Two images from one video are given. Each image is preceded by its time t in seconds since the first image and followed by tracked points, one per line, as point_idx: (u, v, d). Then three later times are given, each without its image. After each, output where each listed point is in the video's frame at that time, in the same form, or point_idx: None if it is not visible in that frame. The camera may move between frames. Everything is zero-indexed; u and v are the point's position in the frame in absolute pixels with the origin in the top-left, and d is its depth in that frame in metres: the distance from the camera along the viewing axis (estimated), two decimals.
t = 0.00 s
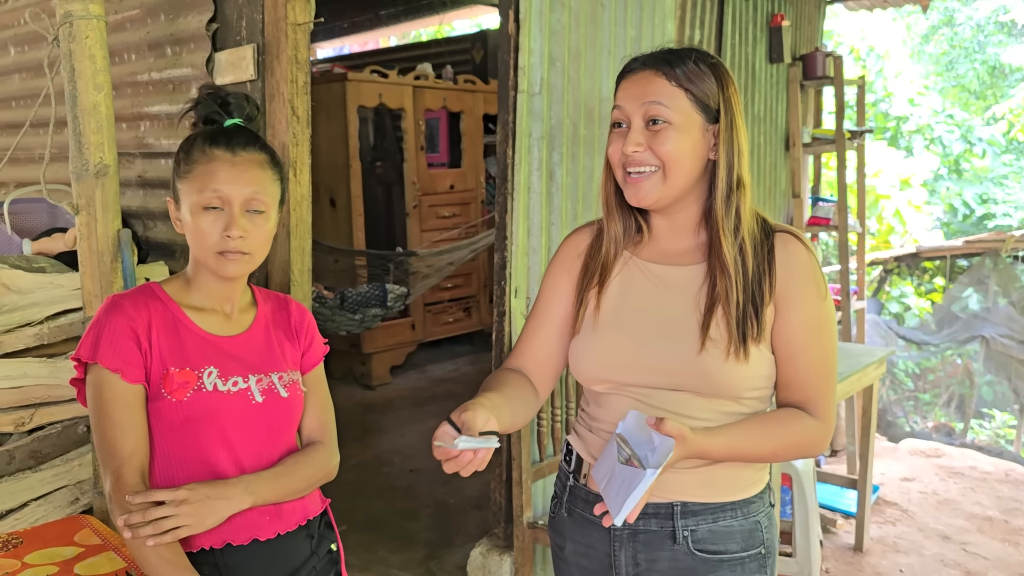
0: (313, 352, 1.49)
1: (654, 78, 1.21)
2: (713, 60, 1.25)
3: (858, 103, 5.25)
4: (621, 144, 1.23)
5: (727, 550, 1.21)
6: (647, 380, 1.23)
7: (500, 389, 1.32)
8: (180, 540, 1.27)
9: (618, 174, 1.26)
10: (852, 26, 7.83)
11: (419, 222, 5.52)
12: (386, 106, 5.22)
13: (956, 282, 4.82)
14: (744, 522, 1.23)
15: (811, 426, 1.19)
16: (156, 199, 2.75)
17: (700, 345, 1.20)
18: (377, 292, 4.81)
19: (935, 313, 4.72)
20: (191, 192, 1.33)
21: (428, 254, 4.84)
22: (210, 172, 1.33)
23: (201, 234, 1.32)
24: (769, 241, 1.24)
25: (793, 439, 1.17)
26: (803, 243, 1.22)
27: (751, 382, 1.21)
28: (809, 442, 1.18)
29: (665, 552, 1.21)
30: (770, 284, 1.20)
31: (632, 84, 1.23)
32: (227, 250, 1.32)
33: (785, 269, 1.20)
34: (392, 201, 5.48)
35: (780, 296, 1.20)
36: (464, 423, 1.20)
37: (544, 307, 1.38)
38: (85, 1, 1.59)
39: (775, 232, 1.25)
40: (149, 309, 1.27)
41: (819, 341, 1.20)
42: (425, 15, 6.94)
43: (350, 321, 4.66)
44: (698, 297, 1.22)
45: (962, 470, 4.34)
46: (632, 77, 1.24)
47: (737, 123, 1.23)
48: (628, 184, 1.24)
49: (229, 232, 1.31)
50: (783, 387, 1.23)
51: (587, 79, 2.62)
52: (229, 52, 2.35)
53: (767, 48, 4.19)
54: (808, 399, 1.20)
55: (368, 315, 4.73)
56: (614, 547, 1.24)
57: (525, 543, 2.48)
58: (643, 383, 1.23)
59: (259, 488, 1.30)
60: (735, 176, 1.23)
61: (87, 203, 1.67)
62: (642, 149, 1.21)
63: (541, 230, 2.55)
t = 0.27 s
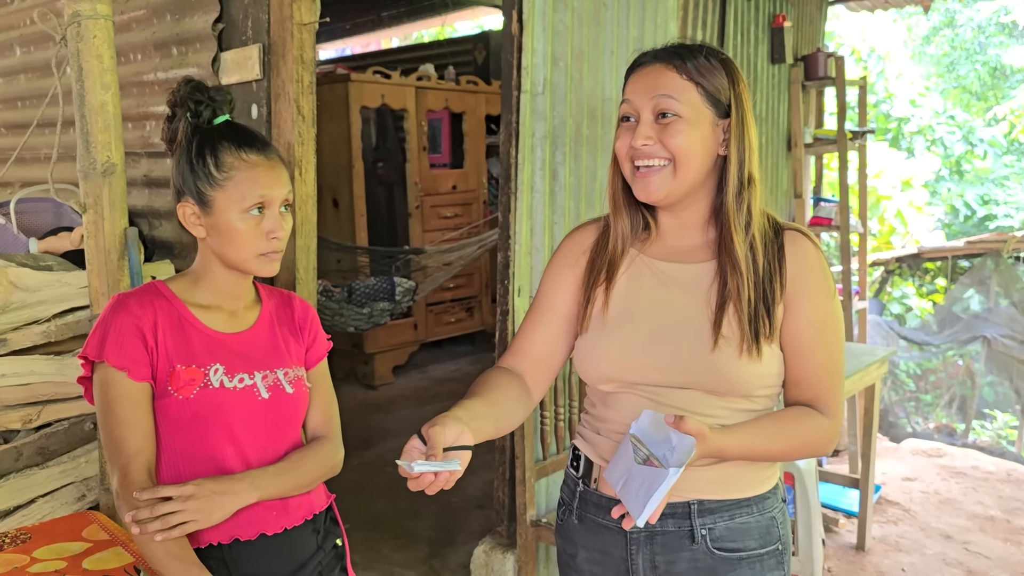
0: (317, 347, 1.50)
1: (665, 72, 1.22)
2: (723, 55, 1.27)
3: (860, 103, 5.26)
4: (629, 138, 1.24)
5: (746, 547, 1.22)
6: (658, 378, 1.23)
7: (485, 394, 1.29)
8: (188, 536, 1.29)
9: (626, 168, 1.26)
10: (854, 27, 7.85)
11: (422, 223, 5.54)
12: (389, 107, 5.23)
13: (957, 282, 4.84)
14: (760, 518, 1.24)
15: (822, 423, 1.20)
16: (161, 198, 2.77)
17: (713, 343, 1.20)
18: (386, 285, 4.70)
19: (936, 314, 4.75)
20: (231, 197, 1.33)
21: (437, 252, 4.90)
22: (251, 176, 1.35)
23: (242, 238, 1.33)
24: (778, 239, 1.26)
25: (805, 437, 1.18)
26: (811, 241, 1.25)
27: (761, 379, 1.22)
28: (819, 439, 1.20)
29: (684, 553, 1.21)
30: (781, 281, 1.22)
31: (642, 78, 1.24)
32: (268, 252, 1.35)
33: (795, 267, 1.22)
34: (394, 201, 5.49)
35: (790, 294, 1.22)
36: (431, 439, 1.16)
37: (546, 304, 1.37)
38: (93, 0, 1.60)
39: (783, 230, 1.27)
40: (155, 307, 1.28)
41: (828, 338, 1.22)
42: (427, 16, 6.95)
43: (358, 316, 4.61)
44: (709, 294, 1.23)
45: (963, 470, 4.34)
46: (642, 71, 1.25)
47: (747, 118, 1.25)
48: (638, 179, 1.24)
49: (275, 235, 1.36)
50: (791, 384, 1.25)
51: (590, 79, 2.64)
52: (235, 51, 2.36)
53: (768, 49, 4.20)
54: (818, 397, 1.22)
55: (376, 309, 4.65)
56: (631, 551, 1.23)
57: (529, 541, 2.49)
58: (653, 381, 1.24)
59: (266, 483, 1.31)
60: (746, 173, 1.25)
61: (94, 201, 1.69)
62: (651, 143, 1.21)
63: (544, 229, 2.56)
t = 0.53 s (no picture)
0: (322, 346, 1.51)
1: (673, 68, 1.23)
2: (731, 52, 1.28)
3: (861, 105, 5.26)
4: (637, 136, 1.24)
5: (763, 548, 1.23)
6: (668, 379, 1.23)
7: (481, 399, 1.27)
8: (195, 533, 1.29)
9: (633, 166, 1.26)
10: (855, 29, 7.86)
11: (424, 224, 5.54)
12: (391, 109, 5.24)
13: (958, 285, 4.85)
14: (776, 517, 1.25)
15: (835, 423, 1.20)
16: (166, 199, 2.78)
17: (726, 345, 1.21)
18: (384, 290, 4.77)
19: (938, 316, 4.76)
20: (236, 197, 1.34)
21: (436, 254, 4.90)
22: (256, 177, 1.36)
23: (248, 237, 1.34)
24: (788, 238, 1.27)
25: (819, 438, 1.19)
26: (820, 239, 1.26)
27: (773, 380, 1.22)
28: (833, 440, 1.20)
29: (702, 557, 1.21)
30: (792, 281, 1.23)
31: (651, 74, 1.24)
32: (274, 251, 1.36)
33: (806, 265, 1.24)
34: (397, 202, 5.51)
35: (801, 293, 1.23)
36: (412, 448, 1.13)
37: (551, 304, 1.36)
38: (100, 1, 1.61)
39: (793, 229, 1.28)
40: (160, 306, 1.28)
41: (839, 338, 1.23)
42: (429, 18, 6.96)
43: (358, 320, 4.67)
44: (720, 294, 1.23)
45: (965, 471, 4.34)
46: (649, 67, 1.26)
47: (756, 115, 1.27)
48: (647, 177, 1.24)
49: (280, 233, 1.37)
50: (802, 385, 1.26)
51: (593, 80, 2.65)
52: (240, 52, 2.37)
53: (770, 50, 4.21)
54: (830, 397, 1.22)
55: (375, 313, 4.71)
56: (648, 558, 1.23)
57: (532, 541, 2.50)
58: (665, 383, 1.23)
59: (271, 480, 1.31)
60: (756, 170, 1.26)
61: (101, 201, 1.69)
62: (660, 140, 1.21)
63: (547, 230, 2.57)
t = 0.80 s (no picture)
0: (325, 342, 1.51)
1: (676, 61, 1.24)
2: (734, 46, 1.29)
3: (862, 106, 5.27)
4: (640, 130, 1.24)
5: (774, 546, 1.24)
6: (674, 377, 1.23)
7: (461, 397, 1.24)
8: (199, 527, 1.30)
9: (637, 161, 1.26)
10: (855, 31, 7.88)
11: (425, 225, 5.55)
12: (392, 110, 5.25)
13: (959, 286, 4.86)
14: (784, 515, 1.26)
15: (843, 420, 1.21)
16: (169, 198, 2.79)
17: (734, 343, 1.21)
18: (377, 297, 4.73)
19: (939, 317, 4.74)
20: (234, 193, 1.35)
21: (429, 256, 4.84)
22: (255, 173, 1.36)
23: (247, 233, 1.34)
24: (793, 234, 1.28)
25: (827, 436, 1.19)
26: (826, 235, 1.27)
27: (779, 377, 1.23)
28: (840, 437, 1.20)
29: (713, 556, 1.22)
30: (799, 277, 1.24)
31: (654, 68, 1.25)
32: (272, 247, 1.36)
33: (812, 261, 1.24)
34: (397, 203, 5.52)
35: (808, 289, 1.23)
36: (374, 452, 1.11)
37: (547, 299, 1.34)
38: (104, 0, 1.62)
39: (798, 224, 1.29)
40: (163, 302, 1.29)
41: (844, 333, 1.24)
42: (430, 19, 6.98)
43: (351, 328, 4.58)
44: (726, 291, 1.23)
45: (967, 472, 4.34)
46: (653, 60, 1.26)
47: (759, 109, 1.28)
48: (650, 171, 1.24)
49: (279, 230, 1.37)
50: (808, 382, 1.26)
51: (594, 80, 2.66)
52: (243, 51, 2.38)
53: (771, 51, 4.22)
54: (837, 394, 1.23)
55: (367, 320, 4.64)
56: (658, 558, 1.23)
57: (533, 540, 2.50)
58: (671, 381, 1.23)
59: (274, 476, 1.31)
60: (761, 165, 1.28)
61: (105, 199, 1.70)
62: (665, 134, 1.22)
63: (549, 229, 2.58)
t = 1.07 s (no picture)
0: (325, 341, 1.51)
1: (676, 57, 1.23)
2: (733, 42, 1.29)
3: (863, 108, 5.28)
4: (641, 128, 1.23)
5: (781, 548, 1.24)
6: (678, 378, 1.23)
7: (445, 394, 1.23)
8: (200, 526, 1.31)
9: (637, 160, 1.26)
10: (855, 34, 7.90)
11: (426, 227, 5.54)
12: (393, 112, 5.25)
13: (960, 288, 4.86)
14: (791, 516, 1.26)
15: (847, 419, 1.21)
16: (170, 199, 2.79)
17: (740, 344, 1.21)
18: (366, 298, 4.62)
19: (939, 320, 4.72)
20: (232, 192, 1.35)
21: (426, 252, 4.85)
22: (253, 173, 1.37)
23: (245, 233, 1.35)
24: (795, 231, 1.29)
25: (832, 435, 1.19)
26: (826, 232, 1.28)
27: (783, 376, 1.23)
28: (845, 434, 1.21)
29: (721, 560, 1.22)
30: (802, 274, 1.24)
31: (653, 64, 1.24)
32: (271, 246, 1.37)
33: (815, 258, 1.25)
34: (397, 206, 5.56)
35: (810, 287, 1.24)
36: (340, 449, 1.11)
37: (544, 300, 1.33)
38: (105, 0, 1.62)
39: (799, 221, 1.30)
40: (164, 301, 1.29)
41: (847, 330, 1.24)
42: (430, 22, 7.00)
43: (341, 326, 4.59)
44: (730, 290, 1.23)
45: (968, 474, 4.33)
46: (651, 57, 1.26)
47: (760, 105, 1.28)
48: (651, 171, 1.24)
49: (277, 229, 1.37)
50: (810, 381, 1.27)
51: (594, 81, 2.66)
52: (244, 52, 2.38)
53: (771, 53, 4.23)
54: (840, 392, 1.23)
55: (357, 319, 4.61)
56: (666, 564, 1.22)
57: (534, 542, 2.50)
58: (674, 383, 1.23)
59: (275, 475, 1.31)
60: (763, 162, 1.28)
61: (105, 199, 1.71)
62: (666, 132, 1.21)
63: (549, 231, 2.58)
